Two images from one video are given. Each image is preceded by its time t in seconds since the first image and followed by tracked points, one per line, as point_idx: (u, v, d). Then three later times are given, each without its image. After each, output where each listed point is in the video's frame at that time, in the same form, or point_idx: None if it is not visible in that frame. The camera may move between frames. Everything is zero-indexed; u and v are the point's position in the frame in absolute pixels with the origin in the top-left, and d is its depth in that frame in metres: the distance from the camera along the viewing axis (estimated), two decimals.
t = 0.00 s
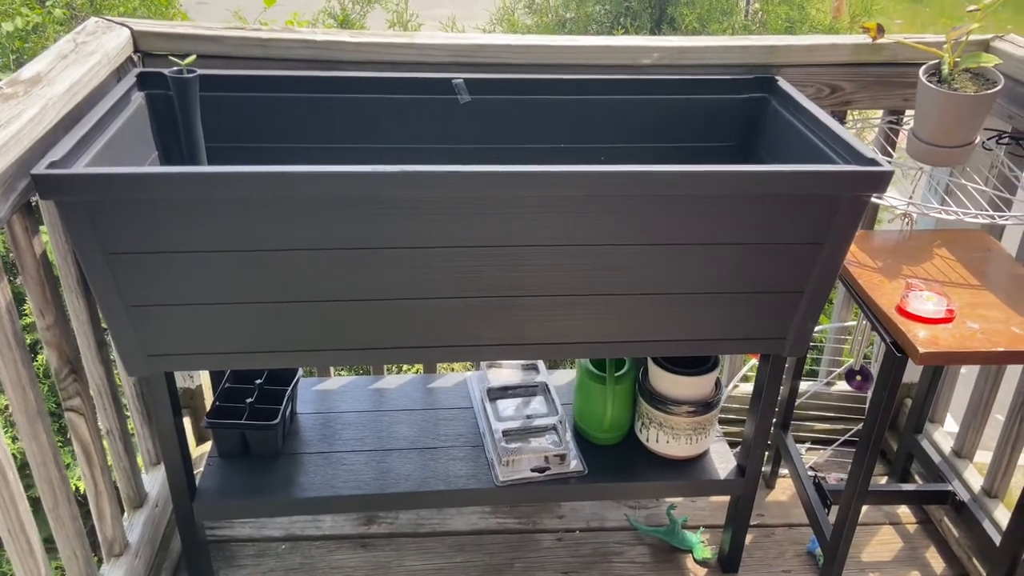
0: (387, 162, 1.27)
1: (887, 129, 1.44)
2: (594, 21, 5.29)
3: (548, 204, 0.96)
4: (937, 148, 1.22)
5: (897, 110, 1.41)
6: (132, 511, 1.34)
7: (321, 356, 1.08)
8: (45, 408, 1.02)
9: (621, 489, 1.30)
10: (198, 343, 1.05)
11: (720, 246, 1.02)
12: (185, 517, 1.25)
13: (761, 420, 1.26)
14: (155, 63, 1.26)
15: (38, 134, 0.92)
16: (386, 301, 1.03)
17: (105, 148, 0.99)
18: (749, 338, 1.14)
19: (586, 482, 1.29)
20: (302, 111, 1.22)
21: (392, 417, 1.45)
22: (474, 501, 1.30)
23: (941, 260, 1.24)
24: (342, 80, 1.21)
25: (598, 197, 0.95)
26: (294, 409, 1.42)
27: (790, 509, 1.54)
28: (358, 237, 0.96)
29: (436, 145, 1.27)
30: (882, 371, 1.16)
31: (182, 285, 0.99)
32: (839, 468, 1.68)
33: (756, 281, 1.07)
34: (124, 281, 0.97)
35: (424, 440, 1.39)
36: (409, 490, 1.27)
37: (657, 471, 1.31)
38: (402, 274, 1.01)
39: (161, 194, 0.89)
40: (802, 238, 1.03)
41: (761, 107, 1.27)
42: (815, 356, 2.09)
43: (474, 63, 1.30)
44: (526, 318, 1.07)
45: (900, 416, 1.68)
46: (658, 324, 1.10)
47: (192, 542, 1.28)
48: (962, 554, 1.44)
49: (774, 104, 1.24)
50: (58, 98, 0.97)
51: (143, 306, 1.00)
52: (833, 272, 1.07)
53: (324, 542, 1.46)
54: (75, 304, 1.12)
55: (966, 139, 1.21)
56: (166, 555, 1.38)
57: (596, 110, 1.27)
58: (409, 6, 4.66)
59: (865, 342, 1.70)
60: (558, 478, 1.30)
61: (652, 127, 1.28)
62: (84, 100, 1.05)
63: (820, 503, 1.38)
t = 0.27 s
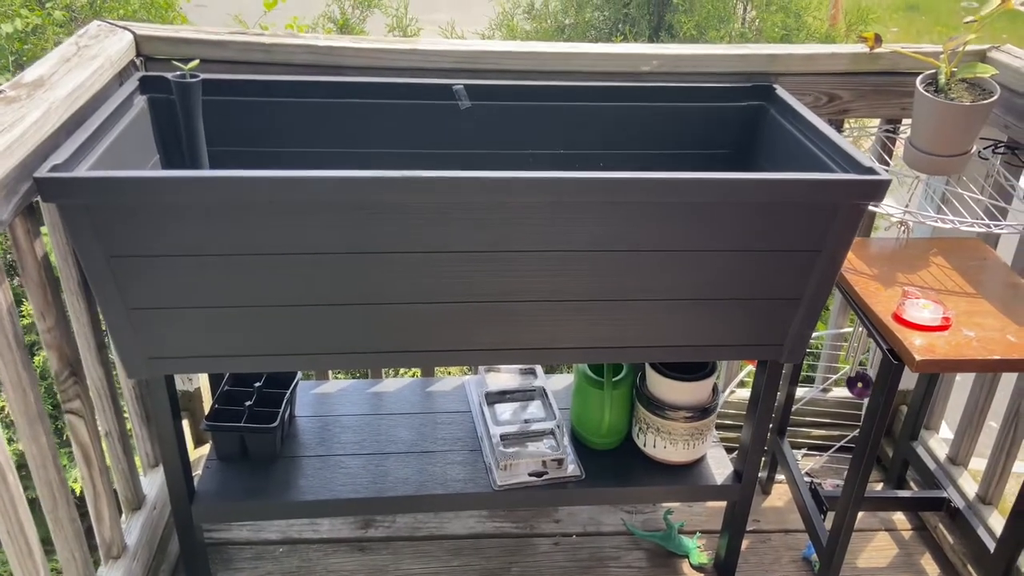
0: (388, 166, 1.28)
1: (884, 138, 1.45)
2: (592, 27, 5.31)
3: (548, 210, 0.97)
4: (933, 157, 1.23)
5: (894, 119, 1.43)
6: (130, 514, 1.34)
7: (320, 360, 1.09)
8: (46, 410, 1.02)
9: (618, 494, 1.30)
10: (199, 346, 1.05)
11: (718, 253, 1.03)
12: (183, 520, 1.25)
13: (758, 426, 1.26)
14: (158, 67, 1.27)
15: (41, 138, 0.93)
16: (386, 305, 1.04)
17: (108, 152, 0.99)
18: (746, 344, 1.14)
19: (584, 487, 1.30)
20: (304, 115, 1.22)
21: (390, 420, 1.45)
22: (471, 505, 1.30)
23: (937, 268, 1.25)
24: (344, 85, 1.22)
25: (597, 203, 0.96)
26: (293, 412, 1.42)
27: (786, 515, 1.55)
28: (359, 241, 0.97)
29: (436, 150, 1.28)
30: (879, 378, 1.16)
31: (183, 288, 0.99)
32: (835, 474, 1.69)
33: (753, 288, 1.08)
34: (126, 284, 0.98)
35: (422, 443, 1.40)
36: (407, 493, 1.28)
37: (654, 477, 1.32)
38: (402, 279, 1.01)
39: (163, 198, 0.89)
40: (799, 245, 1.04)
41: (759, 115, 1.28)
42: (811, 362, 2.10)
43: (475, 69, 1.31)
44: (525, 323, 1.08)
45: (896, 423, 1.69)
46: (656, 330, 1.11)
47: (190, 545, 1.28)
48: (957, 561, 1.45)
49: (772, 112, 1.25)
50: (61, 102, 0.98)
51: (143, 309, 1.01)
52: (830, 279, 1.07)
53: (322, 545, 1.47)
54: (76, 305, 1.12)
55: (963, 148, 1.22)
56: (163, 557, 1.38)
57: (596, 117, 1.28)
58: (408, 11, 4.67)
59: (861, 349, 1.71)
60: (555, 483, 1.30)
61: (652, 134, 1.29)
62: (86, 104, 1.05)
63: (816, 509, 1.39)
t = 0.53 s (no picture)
0: (388, 170, 1.28)
1: (884, 144, 1.45)
2: (592, 32, 5.33)
3: (549, 215, 0.97)
4: (933, 164, 1.24)
5: (894, 125, 1.43)
6: (127, 516, 1.34)
7: (320, 363, 1.08)
8: (44, 412, 1.02)
9: (617, 499, 1.30)
10: (198, 349, 1.05)
11: (718, 258, 1.03)
12: (181, 523, 1.24)
13: (757, 432, 1.26)
14: (159, 70, 1.27)
15: (42, 139, 0.93)
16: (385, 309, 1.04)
17: (109, 153, 0.99)
18: (746, 350, 1.14)
19: (582, 492, 1.30)
20: (305, 118, 1.22)
21: (389, 424, 1.45)
22: (470, 510, 1.30)
23: (936, 275, 1.25)
24: (345, 88, 1.22)
25: (598, 208, 0.96)
26: (291, 416, 1.42)
27: (784, 522, 1.55)
28: (359, 245, 0.97)
29: (437, 154, 1.28)
30: (879, 385, 1.16)
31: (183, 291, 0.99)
32: (834, 481, 1.69)
33: (754, 294, 1.08)
34: (126, 287, 0.98)
35: (420, 447, 1.40)
36: (406, 498, 1.27)
37: (653, 482, 1.32)
38: (402, 283, 1.01)
39: (164, 200, 0.89)
40: (800, 251, 1.04)
41: (759, 121, 1.28)
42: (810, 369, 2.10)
43: (476, 74, 1.31)
44: (525, 327, 1.08)
45: (895, 430, 1.69)
46: (656, 335, 1.11)
47: (187, 548, 1.27)
48: (955, 568, 1.45)
49: (773, 118, 1.25)
50: (62, 103, 0.98)
51: (143, 311, 1.00)
52: (831, 286, 1.08)
53: (319, 549, 1.46)
54: (75, 307, 1.12)
55: (962, 154, 1.22)
56: (160, 560, 1.38)
57: (597, 122, 1.28)
58: (409, 15, 4.68)
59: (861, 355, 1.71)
60: (554, 488, 1.30)
61: (652, 139, 1.29)
62: (88, 105, 1.05)
63: (815, 516, 1.38)
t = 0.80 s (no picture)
0: (391, 174, 1.28)
1: (886, 151, 1.45)
2: (593, 37, 5.33)
3: (552, 220, 0.97)
4: (935, 171, 1.24)
5: (896, 132, 1.43)
6: (128, 519, 1.34)
7: (321, 366, 1.08)
8: (46, 414, 1.02)
9: (618, 504, 1.30)
10: (200, 351, 1.05)
11: (721, 264, 1.03)
12: (181, 525, 1.24)
13: (758, 438, 1.26)
14: (162, 72, 1.27)
15: (46, 141, 0.93)
16: (387, 312, 1.04)
17: (112, 155, 0.99)
18: (748, 356, 1.14)
19: (583, 497, 1.29)
20: (308, 122, 1.22)
21: (389, 428, 1.45)
22: (470, 514, 1.29)
23: (938, 282, 1.25)
24: (348, 91, 1.22)
25: (601, 213, 0.96)
26: (291, 419, 1.42)
27: (785, 528, 1.55)
28: (362, 248, 0.97)
29: (439, 158, 1.28)
30: (880, 391, 1.16)
31: (185, 294, 0.99)
32: (835, 487, 1.68)
33: (756, 299, 1.08)
34: (128, 289, 0.98)
35: (421, 451, 1.39)
36: (406, 502, 1.27)
37: (654, 488, 1.31)
38: (405, 287, 1.01)
39: (167, 202, 0.89)
40: (802, 258, 1.04)
41: (762, 127, 1.28)
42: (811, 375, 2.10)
43: (479, 78, 1.32)
44: (527, 332, 1.08)
45: (896, 436, 1.69)
46: (658, 340, 1.11)
47: (187, 551, 1.27)
48: None
49: (775, 124, 1.25)
50: (66, 105, 0.98)
51: (145, 313, 1.00)
52: (833, 292, 1.07)
53: (318, 553, 1.46)
54: (76, 308, 1.12)
55: (964, 162, 1.23)
56: (160, 563, 1.37)
57: (600, 127, 1.28)
58: (411, 19, 4.67)
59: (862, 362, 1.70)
60: (554, 493, 1.30)
61: (655, 145, 1.29)
62: (91, 107, 1.05)
63: (816, 522, 1.38)
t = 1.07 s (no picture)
0: (393, 177, 1.28)
1: (889, 156, 1.45)
2: (596, 42, 5.32)
3: (554, 224, 0.97)
4: (938, 177, 1.24)
5: (899, 138, 1.43)
6: (128, 521, 1.33)
7: (322, 369, 1.08)
8: (47, 415, 1.02)
9: (619, 509, 1.30)
10: (201, 354, 1.05)
11: (723, 269, 1.03)
12: (182, 528, 1.24)
13: (760, 443, 1.26)
14: (166, 74, 1.27)
15: (49, 143, 0.93)
16: (389, 316, 1.04)
17: (115, 157, 0.99)
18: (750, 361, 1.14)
19: (584, 502, 1.29)
20: (311, 125, 1.23)
21: (390, 431, 1.45)
22: (470, 518, 1.29)
23: (941, 288, 1.25)
24: (351, 95, 1.22)
25: (603, 217, 0.96)
26: (292, 422, 1.42)
27: (786, 534, 1.54)
28: (364, 251, 0.97)
29: (442, 162, 1.28)
30: (882, 397, 1.16)
31: (187, 296, 0.99)
32: (836, 493, 1.68)
33: (758, 305, 1.07)
34: (130, 290, 0.98)
35: (421, 455, 1.39)
36: (406, 505, 1.27)
37: (655, 493, 1.31)
38: (406, 290, 1.01)
39: (170, 204, 0.89)
40: (804, 263, 1.04)
41: (765, 132, 1.28)
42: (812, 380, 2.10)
43: (482, 82, 1.32)
44: (529, 335, 1.08)
45: (898, 443, 1.68)
46: (659, 345, 1.11)
47: (187, 553, 1.27)
48: None
49: (778, 129, 1.25)
50: (69, 107, 0.98)
51: (147, 315, 1.00)
52: (835, 298, 1.07)
53: (319, 556, 1.46)
54: (78, 309, 1.12)
55: (967, 167, 1.22)
56: (160, 565, 1.37)
57: (602, 131, 1.28)
58: (414, 23, 4.67)
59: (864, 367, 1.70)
60: (555, 497, 1.30)
61: (658, 149, 1.29)
62: (94, 110, 1.05)
63: (817, 528, 1.38)
